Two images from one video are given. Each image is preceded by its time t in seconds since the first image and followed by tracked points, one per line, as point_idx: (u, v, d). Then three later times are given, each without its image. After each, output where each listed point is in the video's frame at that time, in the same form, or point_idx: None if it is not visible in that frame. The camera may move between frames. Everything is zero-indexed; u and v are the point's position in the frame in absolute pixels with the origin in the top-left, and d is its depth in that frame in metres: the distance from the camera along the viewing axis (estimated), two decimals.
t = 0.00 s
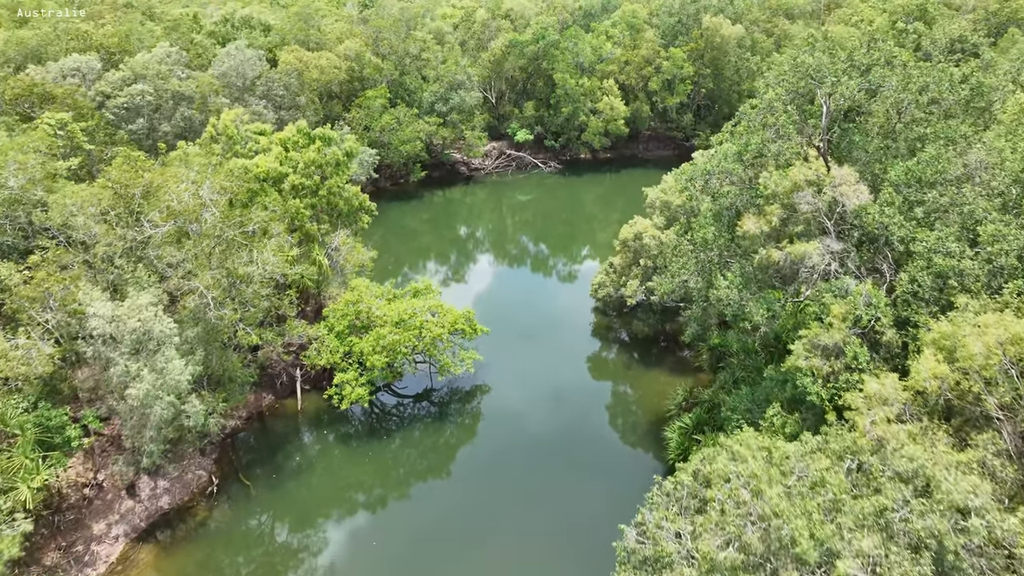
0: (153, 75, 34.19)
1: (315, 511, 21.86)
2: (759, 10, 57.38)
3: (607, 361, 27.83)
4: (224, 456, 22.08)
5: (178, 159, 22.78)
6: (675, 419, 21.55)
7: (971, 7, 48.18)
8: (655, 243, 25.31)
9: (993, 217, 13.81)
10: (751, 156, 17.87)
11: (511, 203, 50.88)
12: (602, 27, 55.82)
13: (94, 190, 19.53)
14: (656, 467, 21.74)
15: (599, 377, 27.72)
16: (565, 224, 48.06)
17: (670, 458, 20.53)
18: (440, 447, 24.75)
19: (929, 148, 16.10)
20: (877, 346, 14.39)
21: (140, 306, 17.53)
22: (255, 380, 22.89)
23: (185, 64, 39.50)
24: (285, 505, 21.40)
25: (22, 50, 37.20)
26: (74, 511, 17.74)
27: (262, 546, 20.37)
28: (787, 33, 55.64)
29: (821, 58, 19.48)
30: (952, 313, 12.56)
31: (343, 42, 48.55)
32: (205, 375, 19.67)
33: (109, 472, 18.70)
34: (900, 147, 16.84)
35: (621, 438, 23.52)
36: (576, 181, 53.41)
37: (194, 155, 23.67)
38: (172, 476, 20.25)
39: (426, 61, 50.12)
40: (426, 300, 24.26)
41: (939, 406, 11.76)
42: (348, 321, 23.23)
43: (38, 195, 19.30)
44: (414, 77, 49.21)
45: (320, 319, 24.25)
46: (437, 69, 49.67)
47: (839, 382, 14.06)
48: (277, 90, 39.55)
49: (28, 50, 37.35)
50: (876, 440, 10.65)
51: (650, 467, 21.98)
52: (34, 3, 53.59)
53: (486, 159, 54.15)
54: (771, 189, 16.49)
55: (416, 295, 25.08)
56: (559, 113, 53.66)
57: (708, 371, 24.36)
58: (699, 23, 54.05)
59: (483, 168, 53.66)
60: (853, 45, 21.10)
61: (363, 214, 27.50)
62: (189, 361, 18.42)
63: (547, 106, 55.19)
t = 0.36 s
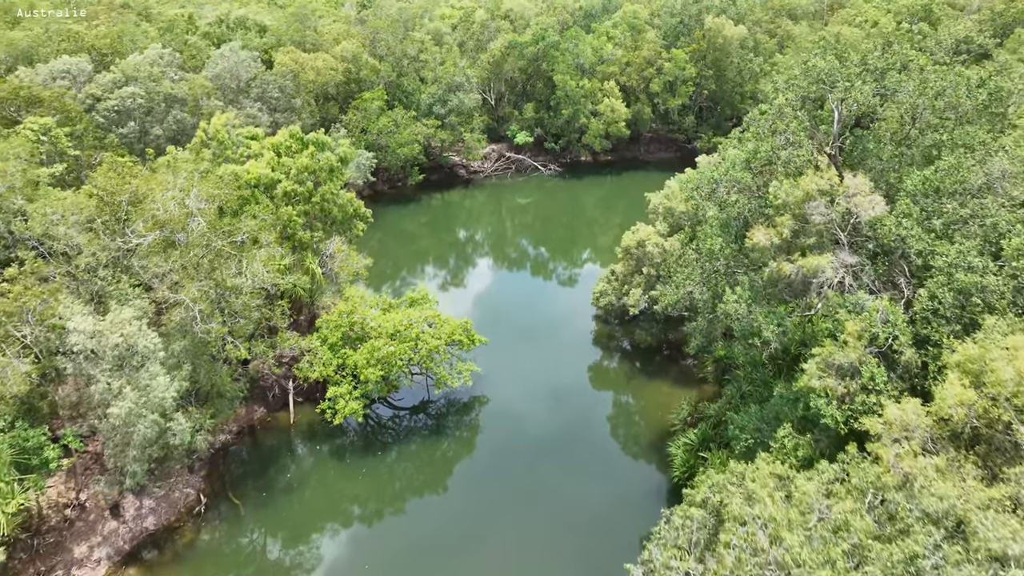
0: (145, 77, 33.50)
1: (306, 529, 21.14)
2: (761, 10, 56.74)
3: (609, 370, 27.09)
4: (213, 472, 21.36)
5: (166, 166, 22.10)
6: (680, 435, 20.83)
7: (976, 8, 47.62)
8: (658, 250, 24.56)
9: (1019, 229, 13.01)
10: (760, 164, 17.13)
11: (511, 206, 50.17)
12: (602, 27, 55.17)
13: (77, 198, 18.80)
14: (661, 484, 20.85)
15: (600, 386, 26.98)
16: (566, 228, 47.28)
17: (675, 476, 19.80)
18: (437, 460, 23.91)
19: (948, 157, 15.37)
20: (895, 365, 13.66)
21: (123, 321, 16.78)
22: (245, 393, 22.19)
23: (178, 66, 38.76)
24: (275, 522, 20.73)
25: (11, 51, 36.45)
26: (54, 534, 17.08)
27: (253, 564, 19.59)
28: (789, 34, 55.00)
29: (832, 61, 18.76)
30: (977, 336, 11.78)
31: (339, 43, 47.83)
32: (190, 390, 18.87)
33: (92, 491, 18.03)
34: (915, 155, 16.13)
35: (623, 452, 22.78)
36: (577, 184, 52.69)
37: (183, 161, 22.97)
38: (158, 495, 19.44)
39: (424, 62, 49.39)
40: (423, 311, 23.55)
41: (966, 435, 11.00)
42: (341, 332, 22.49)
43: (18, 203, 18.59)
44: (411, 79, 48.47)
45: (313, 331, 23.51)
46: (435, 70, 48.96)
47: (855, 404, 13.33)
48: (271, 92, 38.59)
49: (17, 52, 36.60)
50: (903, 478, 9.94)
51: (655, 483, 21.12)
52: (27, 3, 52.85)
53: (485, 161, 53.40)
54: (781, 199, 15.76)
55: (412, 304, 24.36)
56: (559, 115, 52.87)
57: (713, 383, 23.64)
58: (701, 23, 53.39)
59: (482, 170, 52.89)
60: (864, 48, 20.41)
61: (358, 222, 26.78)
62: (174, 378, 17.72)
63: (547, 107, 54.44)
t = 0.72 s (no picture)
0: (135, 79, 32.80)
1: (298, 546, 20.45)
2: (763, 12, 56.05)
3: (611, 381, 26.38)
4: (202, 490, 20.63)
5: (154, 173, 21.34)
6: (685, 452, 20.11)
7: (982, 8, 47.08)
8: (662, 259, 23.84)
9: None
10: (770, 172, 16.38)
11: (510, 209, 49.46)
12: (603, 28, 54.54)
13: (59, 206, 18.02)
14: (666, 500, 20.07)
15: (602, 397, 26.26)
16: (567, 231, 46.55)
17: (680, 494, 19.04)
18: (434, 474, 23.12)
19: (969, 165, 14.64)
20: (915, 387, 12.92)
21: (104, 337, 16.04)
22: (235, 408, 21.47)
23: (171, 67, 37.99)
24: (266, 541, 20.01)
25: None
26: (32, 559, 16.27)
27: None
28: (792, 35, 54.36)
29: (844, 64, 18.04)
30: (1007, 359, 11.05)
31: (336, 44, 47.14)
32: (175, 407, 18.14)
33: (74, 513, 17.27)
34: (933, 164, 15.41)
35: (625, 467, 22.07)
36: (577, 187, 52.00)
37: (171, 168, 22.23)
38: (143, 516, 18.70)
39: (422, 64, 48.69)
40: (419, 321, 22.85)
41: (997, 466, 10.26)
42: (334, 344, 21.75)
43: None
44: (410, 80, 47.74)
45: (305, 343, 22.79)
46: (434, 72, 48.27)
47: (873, 428, 12.59)
48: (266, 94, 37.77)
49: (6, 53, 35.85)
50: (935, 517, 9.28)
51: (660, 499, 20.33)
52: (18, 3, 52.07)
53: (485, 164, 52.63)
54: (793, 210, 15.02)
55: (408, 314, 23.66)
56: (559, 117, 52.17)
57: (719, 396, 22.92)
58: (703, 24, 52.73)
59: (481, 173, 52.14)
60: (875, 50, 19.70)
61: (352, 229, 26.08)
62: (158, 396, 16.94)
63: (548, 109, 53.72)
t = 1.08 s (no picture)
0: (126, 82, 32.06)
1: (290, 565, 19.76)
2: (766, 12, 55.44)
3: (612, 391, 25.66)
4: (189, 510, 19.88)
5: (140, 179, 20.56)
6: (690, 469, 19.38)
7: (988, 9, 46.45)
8: (666, 268, 23.07)
9: None
10: (781, 181, 15.61)
11: (510, 212, 48.74)
12: (604, 29, 53.89)
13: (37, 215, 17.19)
14: (671, 519, 19.35)
15: (603, 407, 25.52)
16: (568, 235, 45.81)
17: (686, 515, 18.36)
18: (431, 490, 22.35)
19: (992, 174, 13.88)
20: (938, 411, 12.16)
21: (82, 354, 15.24)
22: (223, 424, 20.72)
23: (164, 69, 37.21)
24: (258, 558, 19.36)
25: None
26: None
27: None
28: (795, 36, 53.76)
29: (857, 67, 17.32)
30: None
31: (333, 45, 46.40)
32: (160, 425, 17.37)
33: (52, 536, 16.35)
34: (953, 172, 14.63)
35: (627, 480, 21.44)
36: (578, 190, 51.27)
37: (158, 174, 21.46)
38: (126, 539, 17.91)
39: (420, 65, 47.98)
40: (415, 332, 22.13)
41: None
42: (327, 357, 21.02)
43: None
44: (407, 82, 47.00)
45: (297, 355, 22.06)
46: (432, 73, 47.52)
47: (894, 455, 11.87)
48: (261, 96, 36.97)
49: None
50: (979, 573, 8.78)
51: (665, 518, 19.61)
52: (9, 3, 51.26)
53: (484, 167, 51.86)
54: (806, 222, 14.29)
55: (403, 325, 22.93)
56: (560, 119, 51.43)
57: (725, 409, 22.21)
58: (706, 24, 52.00)
59: (480, 176, 51.37)
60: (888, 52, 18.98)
61: (347, 236, 25.35)
62: (140, 414, 16.15)
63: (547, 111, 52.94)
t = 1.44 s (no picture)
0: (116, 84, 31.35)
1: None
2: (769, 12, 54.74)
3: (614, 403, 24.90)
4: (174, 531, 19.13)
5: (125, 187, 19.85)
6: (695, 490, 18.62)
7: (995, 9, 45.74)
8: (670, 277, 22.30)
9: None
10: (794, 192, 14.84)
11: (510, 215, 47.99)
12: (605, 30, 53.18)
13: (14, 225, 16.44)
14: (677, 542, 18.56)
15: (605, 418, 24.75)
16: (569, 238, 45.04)
17: (692, 538, 17.60)
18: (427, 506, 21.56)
19: (1018, 184, 13.07)
20: (965, 440, 11.39)
21: (58, 373, 14.48)
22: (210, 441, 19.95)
23: (156, 71, 36.46)
24: None
25: None
26: None
27: None
28: (799, 36, 53.04)
29: (872, 71, 16.56)
30: None
31: (330, 46, 45.64)
32: (141, 445, 16.62)
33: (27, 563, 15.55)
34: (978, 182, 13.78)
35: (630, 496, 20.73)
36: (578, 192, 50.50)
37: (144, 182, 20.74)
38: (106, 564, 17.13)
39: (418, 66, 47.28)
40: (411, 345, 21.36)
41: None
42: (319, 371, 20.24)
43: None
44: (405, 83, 46.27)
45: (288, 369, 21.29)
46: (430, 75, 46.80)
47: (917, 487, 11.10)
48: (254, 99, 36.18)
49: None
50: None
51: (670, 540, 18.83)
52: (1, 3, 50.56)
53: (483, 170, 51.11)
54: (820, 235, 13.53)
55: (399, 336, 22.18)
56: (560, 121, 50.65)
57: (731, 424, 21.45)
58: (708, 25, 51.25)
59: (479, 178, 50.58)
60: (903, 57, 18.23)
61: (341, 244, 24.60)
62: (121, 435, 15.38)
63: (548, 113, 52.15)
